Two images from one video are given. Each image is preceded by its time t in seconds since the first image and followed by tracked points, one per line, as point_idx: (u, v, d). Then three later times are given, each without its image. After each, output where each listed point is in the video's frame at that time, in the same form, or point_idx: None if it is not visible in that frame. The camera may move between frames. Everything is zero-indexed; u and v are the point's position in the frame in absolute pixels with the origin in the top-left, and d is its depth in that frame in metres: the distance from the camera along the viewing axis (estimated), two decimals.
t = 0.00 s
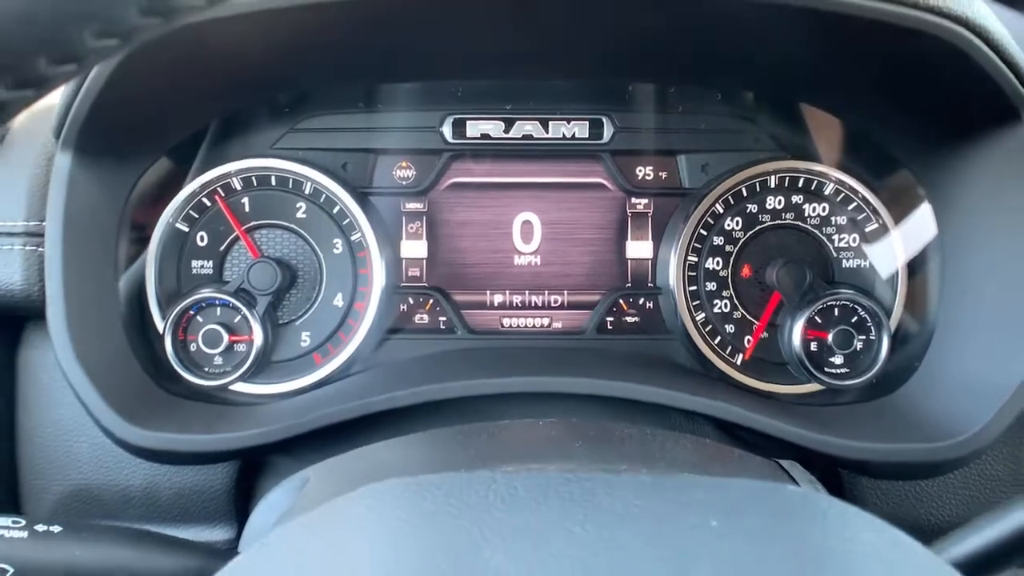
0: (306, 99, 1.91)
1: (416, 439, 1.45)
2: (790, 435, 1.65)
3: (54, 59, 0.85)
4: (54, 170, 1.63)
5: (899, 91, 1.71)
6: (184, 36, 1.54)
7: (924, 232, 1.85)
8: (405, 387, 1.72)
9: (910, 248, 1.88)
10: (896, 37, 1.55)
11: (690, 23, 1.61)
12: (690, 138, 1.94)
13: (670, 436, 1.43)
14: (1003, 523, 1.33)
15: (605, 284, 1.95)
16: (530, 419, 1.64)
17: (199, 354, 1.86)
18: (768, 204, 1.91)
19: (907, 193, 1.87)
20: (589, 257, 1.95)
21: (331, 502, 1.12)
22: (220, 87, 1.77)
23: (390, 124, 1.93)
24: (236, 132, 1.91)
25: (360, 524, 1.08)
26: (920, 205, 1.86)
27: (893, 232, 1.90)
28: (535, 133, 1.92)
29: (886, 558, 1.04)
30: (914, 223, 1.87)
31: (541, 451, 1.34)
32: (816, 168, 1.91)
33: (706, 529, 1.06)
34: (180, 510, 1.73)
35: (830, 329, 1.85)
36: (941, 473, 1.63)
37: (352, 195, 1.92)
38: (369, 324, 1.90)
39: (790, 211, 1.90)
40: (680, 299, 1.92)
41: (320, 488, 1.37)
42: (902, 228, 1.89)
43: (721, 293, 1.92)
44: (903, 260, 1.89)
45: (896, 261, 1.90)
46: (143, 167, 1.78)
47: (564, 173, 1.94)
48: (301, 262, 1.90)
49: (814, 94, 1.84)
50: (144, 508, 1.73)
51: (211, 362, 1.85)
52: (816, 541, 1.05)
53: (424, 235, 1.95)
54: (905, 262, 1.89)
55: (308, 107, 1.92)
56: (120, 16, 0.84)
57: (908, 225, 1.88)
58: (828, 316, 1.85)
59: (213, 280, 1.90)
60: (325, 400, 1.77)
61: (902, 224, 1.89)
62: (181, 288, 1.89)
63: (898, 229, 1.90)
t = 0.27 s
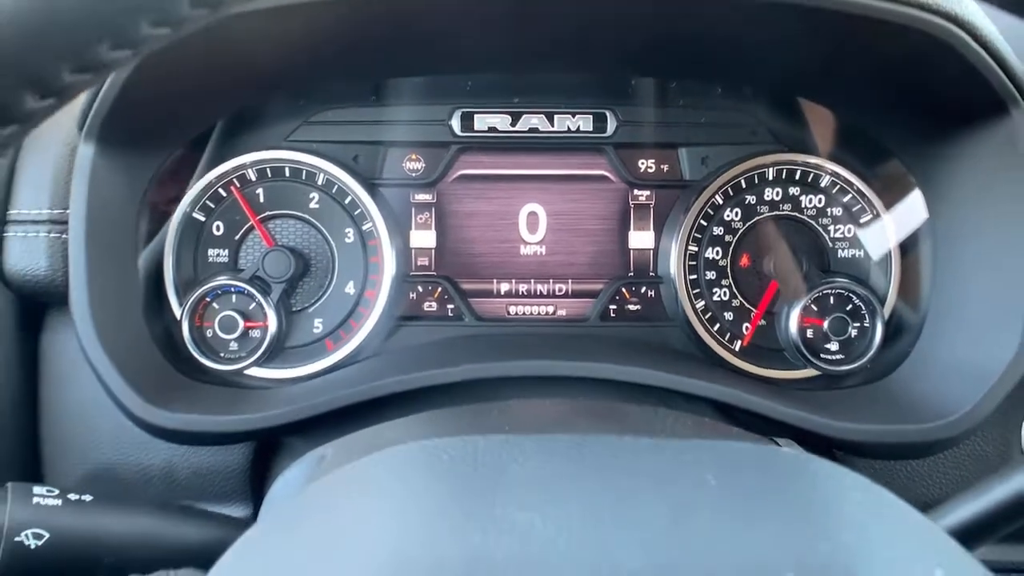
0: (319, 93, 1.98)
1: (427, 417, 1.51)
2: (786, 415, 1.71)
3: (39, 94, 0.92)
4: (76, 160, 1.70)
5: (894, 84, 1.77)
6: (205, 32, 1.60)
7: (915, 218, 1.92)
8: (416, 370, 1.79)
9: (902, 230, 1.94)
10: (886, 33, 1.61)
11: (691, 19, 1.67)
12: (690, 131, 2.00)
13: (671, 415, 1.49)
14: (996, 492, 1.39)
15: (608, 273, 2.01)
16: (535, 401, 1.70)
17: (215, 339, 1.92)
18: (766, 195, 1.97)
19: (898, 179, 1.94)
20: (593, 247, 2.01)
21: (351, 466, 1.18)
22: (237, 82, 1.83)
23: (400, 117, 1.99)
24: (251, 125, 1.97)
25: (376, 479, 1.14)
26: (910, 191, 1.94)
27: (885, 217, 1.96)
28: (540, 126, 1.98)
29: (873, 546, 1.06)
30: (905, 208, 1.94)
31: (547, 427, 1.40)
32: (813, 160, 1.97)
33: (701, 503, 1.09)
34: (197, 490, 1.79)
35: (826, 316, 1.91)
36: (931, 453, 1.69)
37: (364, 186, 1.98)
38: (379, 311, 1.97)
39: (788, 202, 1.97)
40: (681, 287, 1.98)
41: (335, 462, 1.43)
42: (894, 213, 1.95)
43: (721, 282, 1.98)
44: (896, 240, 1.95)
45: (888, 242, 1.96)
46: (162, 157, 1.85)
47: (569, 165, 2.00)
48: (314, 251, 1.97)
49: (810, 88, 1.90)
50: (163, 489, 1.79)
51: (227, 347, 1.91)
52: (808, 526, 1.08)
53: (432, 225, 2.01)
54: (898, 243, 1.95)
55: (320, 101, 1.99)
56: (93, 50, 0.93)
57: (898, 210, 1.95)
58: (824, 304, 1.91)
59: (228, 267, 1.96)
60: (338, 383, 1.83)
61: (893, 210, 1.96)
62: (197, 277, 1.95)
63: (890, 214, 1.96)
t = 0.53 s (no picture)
0: (330, 82, 2.03)
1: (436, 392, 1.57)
2: (782, 394, 1.77)
3: (23, 119, 0.95)
4: (96, 145, 1.76)
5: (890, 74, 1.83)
6: (225, 22, 1.66)
7: (905, 197, 1.99)
8: (424, 350, 1.85)
9: (893, 210, 2.01)
10: (884, 24, 1.67)
11: (692, 10, 1.73)
12: (690, 120, 2.06)
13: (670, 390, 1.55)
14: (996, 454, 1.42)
15: (608, 259, 2.07)
16: (539, 379, 1.76)
17: (228, 322, 1.97)
18: (764, 182, 2.04)
19: (890, 162, 2.00)
20: (595, 234, 2.07)
21: (354, 440, 1.09)
22: (253, 70, 1.89)
23: (408, 106, 2.05)
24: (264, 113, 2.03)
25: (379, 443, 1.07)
26: (902, 173, 1.99)
27: (875, 198, 2.02)
28: (545, 115, 2.04)
29: (865, 506, 0.96)
30: (896, 188, 2.00)
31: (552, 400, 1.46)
32: (809, 149, 2.03)
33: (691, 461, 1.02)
34: (211, 466, 1.85)
35: (821, 300, 1.97)
36: (922, 430, 1.75)
37: (373, 173, 2.04)
38: (388, 295, 2.03)
39: (785, 189, 2.03)
40: (680, 272, 2.04)
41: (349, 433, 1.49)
42: (884, 194, 2.01)
43: (719, 267, 2.04)
44: (888, 219, 2.01)
45: (881, 221, 2.02)
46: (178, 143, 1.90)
47: (572, 153, 2.06)
48: (324, 236, 2.03)
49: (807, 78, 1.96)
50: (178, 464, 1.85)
51: (240, 329, 1.97)
52: (797, 488, 0.98)
53: (439, 211, 2.06)
54: (890, 221, 2.01)
55: (330, 90, 2.04)
56: (70, 74, 0.95)
57: (890, 191, 2.01)
58: (819, 288, 1.98)
59: (241, 252, 2.01)
60: (348, 362, 1.89)
61: (883, 191, 2.02)
62: (211, 260, 2.00)
63: (880, 194, 2.02)
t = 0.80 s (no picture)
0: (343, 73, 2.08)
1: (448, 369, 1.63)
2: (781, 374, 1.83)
3: (21, 150, 1.00)
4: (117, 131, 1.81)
5: (887, 64, 1.89)
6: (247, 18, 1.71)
7: (900, 178, 2.05)
8: (435, 331, 1.91)
9: (888, 191, 2.07)
10: (880, 15, 1.73)
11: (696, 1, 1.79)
12: (692, 110, 2.11)
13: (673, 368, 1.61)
14: (996, 422, 1.36)
15: (612, 244, 2.12)
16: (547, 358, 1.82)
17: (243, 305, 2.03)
18: (764, 169, 2.10)
19: (884, 147, 2.06)
20: (599, 219, 2.12)
21: (359, 406, 0.99)
22: (270, 62, 1.94)
23: (419, 95, 2.11)
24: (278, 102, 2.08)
25: (390, 408, 0.97)
26: (896, 158, 2.06)
27: (870, 181, 2.09)
28: (551, 104, 2.10)
29: (867, 457, 0.88)
30: (891, 172, 2.06)
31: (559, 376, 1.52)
32: (807, 137, 2.09)
33: (706, 414, 0.92)
34: (228, 443, 1.91)
35: (819, 285, 2.04)
36: (917, 408, 1.81)
37: (385, 160, 2.10)
38: (399, 278, 2.09)
39: (784, 176, 2.09)
40: (682, 257, 2.10)
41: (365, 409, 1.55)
42: (878, 177, 2.08)
43: (720, 252, 2.10)
44: (882, 200, 2.07)
45: (876, 202, 2.08)
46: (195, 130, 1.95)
47: (578, 141, 2.12)
48: (337, 221, 2.08)
49: (807, 68, 2.01)
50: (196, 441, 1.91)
51: (255, 311, 2.03)
52: (807, 426, 0.91)
53: (448, 197, 2.12)
54: (886, 202, 2.07)
55: (342, 79, 2.09)
56: (60, 100, 0.99)
57: (884, 173, 2.07)
58: (817, 273, 2.04)
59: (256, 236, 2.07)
60: (361, 342, 1.96)
61: (878, 175, 2.08)
62: (227, 245, 2.06)
63: (874, 178, 2.08)
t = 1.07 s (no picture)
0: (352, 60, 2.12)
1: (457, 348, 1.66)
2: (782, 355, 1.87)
3: (58, 123, 0.93)
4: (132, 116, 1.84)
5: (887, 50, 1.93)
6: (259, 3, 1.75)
7: (897, 159, 2.09)
8: (444, 314, 1.95)
9: (886, 173, 2.10)
10: (879, 1, 1.76)
11: None
12: (696, 98, 2.15)
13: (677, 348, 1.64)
14: (994, 398, 1.39)
15: (616, 230, 2.15)
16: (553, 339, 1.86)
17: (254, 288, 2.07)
18: (766, 156, 2.14)
19: (882, 131, 2.10)
20: (604, 205, 2.16)
21: (375, 374, 1.03)
22: (281, 49, 1.98)
23: (426, 83, 2.14)
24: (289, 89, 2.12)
25: (405, 375, 1.00)
26: (893, 142, 2.09)
27: (868, 164, 2.12)
28: (557, 91, 2.13)
29: (866, 422, 0.92)
30: (889, 155, 2.10)
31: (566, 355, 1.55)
32: (808, 124, 2.13)
33: (709, 381, 0.95)
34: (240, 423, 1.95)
35: (820, 270, 2.08)
36: (916, 389, 1.85)
37: (393, 146, 2.14)
38: (407, 262, 2.13)
39: (786, 163, 2.13)
40: (685, 243, 2.13)
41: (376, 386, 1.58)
42: (876, 159, 2.12)
43: (722, 237, 2.14)
44: (881, 179, 2.11)
45: (874, 182, 2.12)
46: (208, 116, 1.99)
47: (583, 128, 2.15)
48: (346, 206, 2.12)
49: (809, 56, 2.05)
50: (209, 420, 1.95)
51: (265, 295, 2.06)
52: (807, 393, 0.95)
53: (455, 183, 2.15)
54: (883, 180, 2.11)
55: (351, 66, 2.13)
56: (97, 77, 0.92)
57: (882, 156, 2.11)
58: (818, 258, 2.09)
59: (266, 221, 2.11)
60: (371, 325, 2.00)
61: (875, 158, 2.12)
62: (238, 230, 2.10)
63: (872, 161, 2.12)
